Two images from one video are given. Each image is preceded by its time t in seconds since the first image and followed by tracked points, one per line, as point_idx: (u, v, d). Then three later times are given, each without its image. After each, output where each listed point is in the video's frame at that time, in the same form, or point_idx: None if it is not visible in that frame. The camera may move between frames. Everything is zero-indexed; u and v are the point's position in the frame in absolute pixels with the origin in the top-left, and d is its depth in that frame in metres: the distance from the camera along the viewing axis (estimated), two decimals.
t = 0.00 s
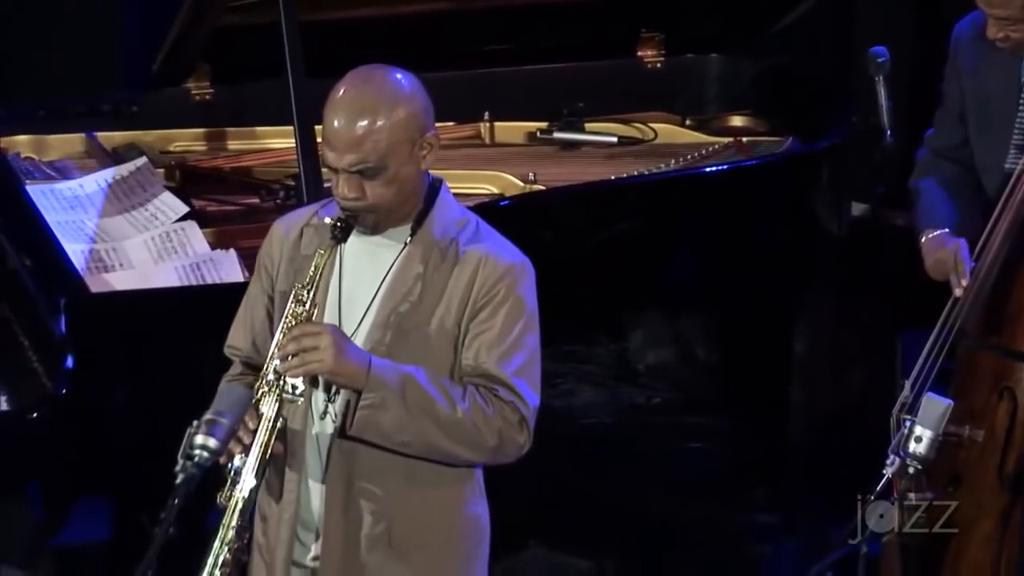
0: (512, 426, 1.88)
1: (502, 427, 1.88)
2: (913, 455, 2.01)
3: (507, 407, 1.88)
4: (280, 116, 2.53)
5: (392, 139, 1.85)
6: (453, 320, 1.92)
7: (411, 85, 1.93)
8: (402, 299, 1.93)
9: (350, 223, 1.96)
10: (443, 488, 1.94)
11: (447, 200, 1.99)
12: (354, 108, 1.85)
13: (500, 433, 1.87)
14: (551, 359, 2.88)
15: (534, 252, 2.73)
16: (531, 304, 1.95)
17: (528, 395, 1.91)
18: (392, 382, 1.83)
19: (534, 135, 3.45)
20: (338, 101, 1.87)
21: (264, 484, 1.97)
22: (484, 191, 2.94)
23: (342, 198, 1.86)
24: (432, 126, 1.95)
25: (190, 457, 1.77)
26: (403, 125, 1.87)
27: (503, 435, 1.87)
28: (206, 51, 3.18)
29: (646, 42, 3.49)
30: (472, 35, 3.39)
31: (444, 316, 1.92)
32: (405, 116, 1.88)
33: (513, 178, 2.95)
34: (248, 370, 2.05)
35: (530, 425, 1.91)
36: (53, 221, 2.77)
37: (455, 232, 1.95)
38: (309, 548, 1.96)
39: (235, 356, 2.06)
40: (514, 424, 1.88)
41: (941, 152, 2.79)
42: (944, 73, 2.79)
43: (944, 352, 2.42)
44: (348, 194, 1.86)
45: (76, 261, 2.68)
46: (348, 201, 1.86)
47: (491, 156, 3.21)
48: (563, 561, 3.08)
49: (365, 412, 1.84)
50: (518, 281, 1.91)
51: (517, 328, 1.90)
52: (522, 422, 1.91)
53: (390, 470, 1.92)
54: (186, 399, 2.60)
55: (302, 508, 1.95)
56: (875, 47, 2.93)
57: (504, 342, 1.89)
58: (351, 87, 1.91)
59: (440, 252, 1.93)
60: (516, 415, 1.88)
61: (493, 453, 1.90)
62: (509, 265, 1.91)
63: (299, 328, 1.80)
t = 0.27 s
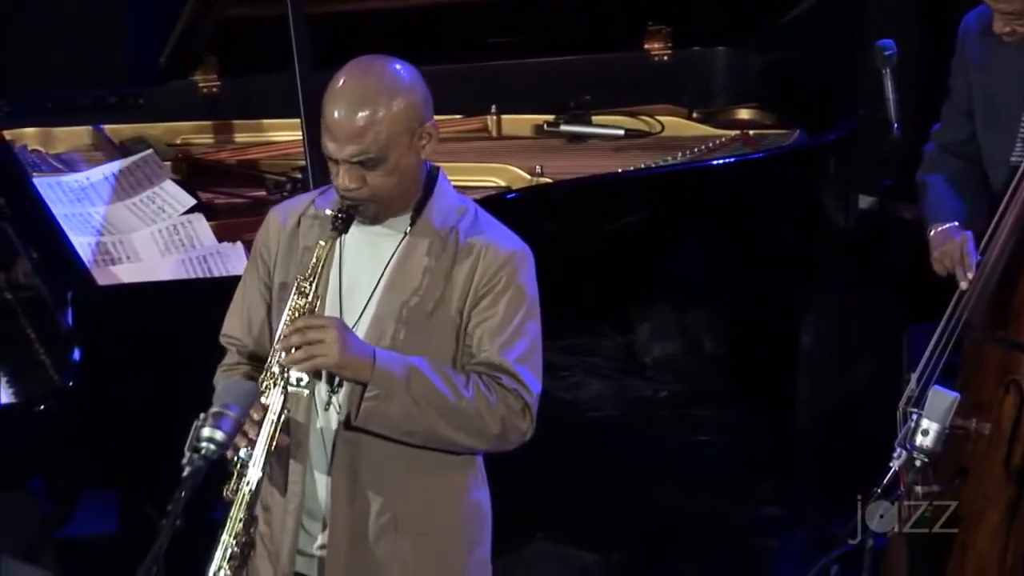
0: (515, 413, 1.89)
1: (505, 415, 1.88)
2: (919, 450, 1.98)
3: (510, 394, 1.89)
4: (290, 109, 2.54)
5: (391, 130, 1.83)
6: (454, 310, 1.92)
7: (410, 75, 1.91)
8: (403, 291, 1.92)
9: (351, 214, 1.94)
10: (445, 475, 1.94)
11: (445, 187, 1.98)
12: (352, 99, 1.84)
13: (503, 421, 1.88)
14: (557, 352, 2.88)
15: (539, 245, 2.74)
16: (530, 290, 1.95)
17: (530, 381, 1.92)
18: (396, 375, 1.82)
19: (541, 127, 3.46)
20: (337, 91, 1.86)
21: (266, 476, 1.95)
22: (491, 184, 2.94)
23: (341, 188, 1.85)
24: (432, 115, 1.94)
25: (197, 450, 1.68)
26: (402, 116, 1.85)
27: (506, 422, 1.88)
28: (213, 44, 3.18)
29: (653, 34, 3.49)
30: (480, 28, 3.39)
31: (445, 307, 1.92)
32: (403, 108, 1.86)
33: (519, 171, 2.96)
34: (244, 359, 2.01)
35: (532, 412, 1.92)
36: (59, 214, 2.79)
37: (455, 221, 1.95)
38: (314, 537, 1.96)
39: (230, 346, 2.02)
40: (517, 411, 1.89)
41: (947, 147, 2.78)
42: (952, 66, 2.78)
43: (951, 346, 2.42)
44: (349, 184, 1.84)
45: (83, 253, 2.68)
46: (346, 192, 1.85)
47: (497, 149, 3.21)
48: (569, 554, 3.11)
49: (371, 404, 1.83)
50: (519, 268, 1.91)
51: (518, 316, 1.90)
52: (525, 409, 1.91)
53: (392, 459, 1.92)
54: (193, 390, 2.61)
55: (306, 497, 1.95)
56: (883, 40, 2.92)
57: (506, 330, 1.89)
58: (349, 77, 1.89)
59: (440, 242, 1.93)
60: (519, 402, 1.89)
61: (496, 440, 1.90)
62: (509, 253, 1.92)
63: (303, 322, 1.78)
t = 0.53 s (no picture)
0: (518, 405, 1.89)
1: (509, 407, 1.88)
2: (925, 448, 1.96)
3: (512, 386, 1.89)
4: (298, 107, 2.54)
5: (392, 124, 1.83)
6: (455, 303, 1.91)
7: (410, 71, 1.90)
8: (405, 287, 1.91)
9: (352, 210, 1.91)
10: (448, 467, 1.94)
11: (442, 180, 1.97)
12: (355, 91, 1.82)
13: (506, 413, 1.88)
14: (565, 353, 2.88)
15: (546, 244, 2.74)
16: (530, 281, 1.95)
17: (531, 372, 1.92)
18: (398, 369, 1.82)
19: (548, 126, 3.47)
20: (338, 85, 1.85)
21: (270, 471, 1.94)
22: (498, 182, 2.95)
23: (340, 180, 1.83)
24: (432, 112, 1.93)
25: (203, 448, 1.60)
26: (405, 111, 1.85)
27: (510, 414, 1.88)
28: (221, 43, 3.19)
29: (659, 33, 3.48)
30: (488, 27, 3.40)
31: (446, 300, 1.91)
32: (405, 102, 1.85)
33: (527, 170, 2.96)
34: (241, 354, 1.98)
35: (534, 403, 1.92)
36: (67, 211, 2.79)
37: (454, 214, 1.94)
38: (324, 531, 1.96)
39: (226, 340, 1.99)
40: (520, 403, 1.89)
41: (953, 145, 2.78)
42: (957, 64, 2.78)
43: (959, 344, 2.42)
44: (350, 178, 1.83)
45: (92, 252, 2.69)
46: (344, 184, 1.83)
47: (504, 148, 3.22)
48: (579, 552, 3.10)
49: (375, 400, 1.83)
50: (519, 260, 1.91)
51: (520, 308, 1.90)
52: (527, 400, 1.91)
53: (395, 453, 1.92)
54: (202, 389, 2.62)
55: (312, 491, 1.95)
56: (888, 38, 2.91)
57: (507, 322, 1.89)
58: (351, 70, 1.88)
59: (440, 236, 1.92)
60: (522, 394, 1.89)
61: (499, 432, 1.90)
62: (509, 245, 1.92)
63: (306, 319, 1.78)
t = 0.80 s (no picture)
0: (523, 399, 1.89)
1: (514, 402, 1.88)
2: (933, 447, 1.97)
3: (518, 381, 1.88)
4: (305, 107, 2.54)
5: (398, 121, 1.82)
6: (460, 298, 1.91)
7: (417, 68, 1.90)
8: (410, 282, 1.91)
9: (356, 205, 1.92)
10: (452, 463, 1.93)
11: (446, 177, 1.97)
12: (362, 87, 1.82)
13: (512, 408, 1.88)
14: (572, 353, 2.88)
15: (552, 244, 2.74)
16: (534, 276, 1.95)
17: (536, 366, 1.92)
18: (405, 364, 1.82)
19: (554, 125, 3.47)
20: (345, 80, 1.84)
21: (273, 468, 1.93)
22: (505, 183, 2.95)
23: (344, 175, 1.83)
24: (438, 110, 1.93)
25: (211, 447, 1.57)
26: (411, 108, 1.85)
27: (516, 409, 1.88)
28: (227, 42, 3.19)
29: (666, 32, 3.52)
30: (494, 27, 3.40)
31: (452, 296, 1.91)
32: (412, 99, 1.85)
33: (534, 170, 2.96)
34: (243, 352, 1.98)
35: (539, 398, 1.92)
36: (73, 211, 2.80)
37: (458, 210, 1.94)
38: (327, 528, 1.95)
39: (228, 339, 1.98)
40: (525, 398, 1.89)
41: (959, 144, 2.78)
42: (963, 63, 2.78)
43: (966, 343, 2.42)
44: (355, 174, 1.83)
45: (98, 252, 2.69)
46: (349, 179, 1.83)
47: (511, 148, 3.22)
48: (585, 553, 3.11)
49: (381, 395, 1.83)
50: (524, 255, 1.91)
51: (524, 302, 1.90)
52: (532, 395, 1.91)
53: (399, 449, 1.91)
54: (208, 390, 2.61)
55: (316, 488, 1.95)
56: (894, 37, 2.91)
57: (512, 316, 1.89)
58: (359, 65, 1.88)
59: (444, 231, 1.92)
60: (527, 389, 1.89)
61: (504, 428, 1.90)
62: (513, 240, 1.91)
63: (313, 314, 1.77)
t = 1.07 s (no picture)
0: (531, 400, 1.89)
1: (522, 402, 1.88)
2: (938, 448, 1.92)
3: (526, 381, 1.88)
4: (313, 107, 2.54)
5: (406, 122, 1.82)
6: (468, 298, 1.91)
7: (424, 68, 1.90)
8: (419, 282, 1.90)
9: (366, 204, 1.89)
10: (459, 463, 1.93)
11: (453, 177, 1.97)
12: (370, 89, 1.82)
13: (520, 409, 1.87)
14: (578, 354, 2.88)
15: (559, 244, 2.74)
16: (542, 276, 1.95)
17: (545, 367, 1.91)
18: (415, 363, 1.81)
19: (562, 125, 3.47)
20: (353, 81, 1.84)
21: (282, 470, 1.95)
22: (513, 182, 2.95)
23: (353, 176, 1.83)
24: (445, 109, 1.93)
25: (218, 448, 1.56)
26: (419, 109, 1.84)
27: (524, 410, 1.88)
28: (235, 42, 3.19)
29: (674, 33, 3.48)
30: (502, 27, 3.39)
31: (460, 296, 1.91)
32: (420, 100, 1.85)
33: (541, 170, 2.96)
34: (251, 353, 1.98)
35: (547, 399, 1.92)
36: (81, 211, 2.80)
37: (466, 210, 1.94)
38: (334, 528, 1.96)
39: (236, 339, 1.98)
40: (533, 398, 1.89)
41: (966, 144, 2.78)
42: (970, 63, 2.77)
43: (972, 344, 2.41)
44: (363, 175, 1.83)
45: (105, 251, 2.69)
46: (357, 180, 1.83)
47: (518, 148, 3.22)
48: (590, 553, 3.12)
49: (390, 395, 1.83)
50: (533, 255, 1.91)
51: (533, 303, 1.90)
52: (540, 396, 1.91)
53: (407, 449, 1.91)
54: (215, 389, 2.62)
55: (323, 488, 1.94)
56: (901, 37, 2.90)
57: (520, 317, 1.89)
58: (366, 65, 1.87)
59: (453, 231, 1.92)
60: (535, 389, 1.89)
61: (512, 428, 1.90)
62: (521, 240, 1.91)
63: (323, 314, 1.77)
